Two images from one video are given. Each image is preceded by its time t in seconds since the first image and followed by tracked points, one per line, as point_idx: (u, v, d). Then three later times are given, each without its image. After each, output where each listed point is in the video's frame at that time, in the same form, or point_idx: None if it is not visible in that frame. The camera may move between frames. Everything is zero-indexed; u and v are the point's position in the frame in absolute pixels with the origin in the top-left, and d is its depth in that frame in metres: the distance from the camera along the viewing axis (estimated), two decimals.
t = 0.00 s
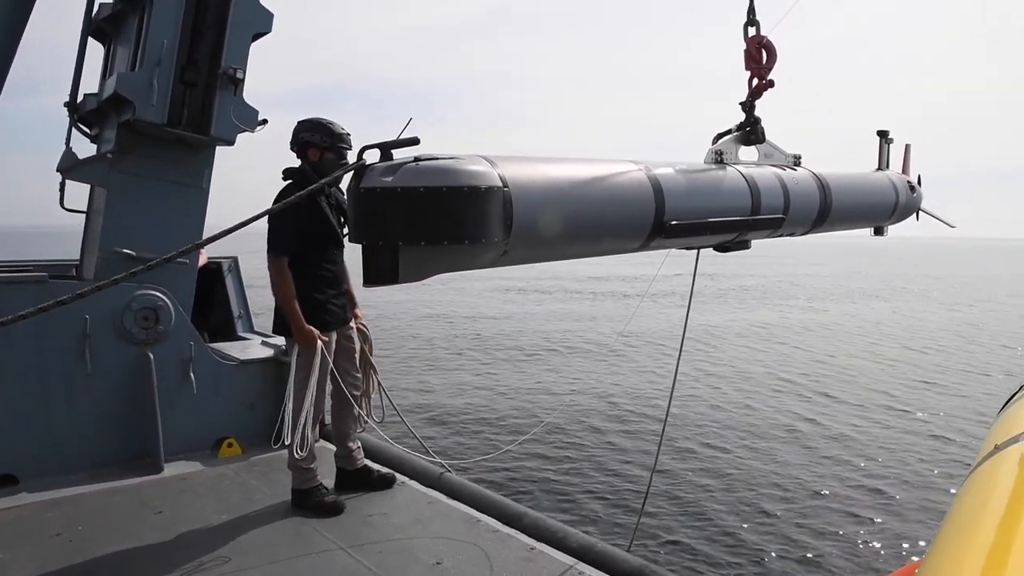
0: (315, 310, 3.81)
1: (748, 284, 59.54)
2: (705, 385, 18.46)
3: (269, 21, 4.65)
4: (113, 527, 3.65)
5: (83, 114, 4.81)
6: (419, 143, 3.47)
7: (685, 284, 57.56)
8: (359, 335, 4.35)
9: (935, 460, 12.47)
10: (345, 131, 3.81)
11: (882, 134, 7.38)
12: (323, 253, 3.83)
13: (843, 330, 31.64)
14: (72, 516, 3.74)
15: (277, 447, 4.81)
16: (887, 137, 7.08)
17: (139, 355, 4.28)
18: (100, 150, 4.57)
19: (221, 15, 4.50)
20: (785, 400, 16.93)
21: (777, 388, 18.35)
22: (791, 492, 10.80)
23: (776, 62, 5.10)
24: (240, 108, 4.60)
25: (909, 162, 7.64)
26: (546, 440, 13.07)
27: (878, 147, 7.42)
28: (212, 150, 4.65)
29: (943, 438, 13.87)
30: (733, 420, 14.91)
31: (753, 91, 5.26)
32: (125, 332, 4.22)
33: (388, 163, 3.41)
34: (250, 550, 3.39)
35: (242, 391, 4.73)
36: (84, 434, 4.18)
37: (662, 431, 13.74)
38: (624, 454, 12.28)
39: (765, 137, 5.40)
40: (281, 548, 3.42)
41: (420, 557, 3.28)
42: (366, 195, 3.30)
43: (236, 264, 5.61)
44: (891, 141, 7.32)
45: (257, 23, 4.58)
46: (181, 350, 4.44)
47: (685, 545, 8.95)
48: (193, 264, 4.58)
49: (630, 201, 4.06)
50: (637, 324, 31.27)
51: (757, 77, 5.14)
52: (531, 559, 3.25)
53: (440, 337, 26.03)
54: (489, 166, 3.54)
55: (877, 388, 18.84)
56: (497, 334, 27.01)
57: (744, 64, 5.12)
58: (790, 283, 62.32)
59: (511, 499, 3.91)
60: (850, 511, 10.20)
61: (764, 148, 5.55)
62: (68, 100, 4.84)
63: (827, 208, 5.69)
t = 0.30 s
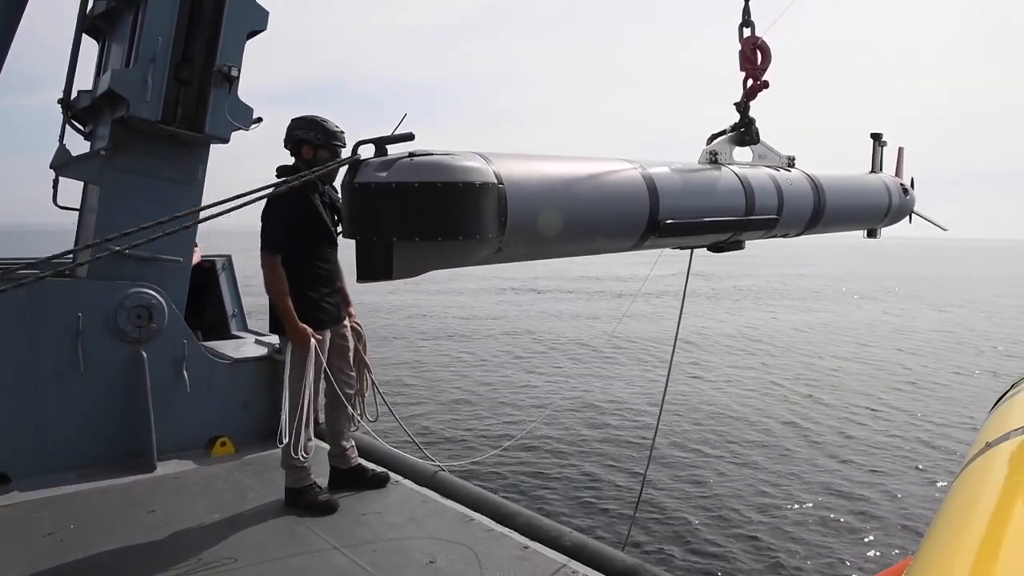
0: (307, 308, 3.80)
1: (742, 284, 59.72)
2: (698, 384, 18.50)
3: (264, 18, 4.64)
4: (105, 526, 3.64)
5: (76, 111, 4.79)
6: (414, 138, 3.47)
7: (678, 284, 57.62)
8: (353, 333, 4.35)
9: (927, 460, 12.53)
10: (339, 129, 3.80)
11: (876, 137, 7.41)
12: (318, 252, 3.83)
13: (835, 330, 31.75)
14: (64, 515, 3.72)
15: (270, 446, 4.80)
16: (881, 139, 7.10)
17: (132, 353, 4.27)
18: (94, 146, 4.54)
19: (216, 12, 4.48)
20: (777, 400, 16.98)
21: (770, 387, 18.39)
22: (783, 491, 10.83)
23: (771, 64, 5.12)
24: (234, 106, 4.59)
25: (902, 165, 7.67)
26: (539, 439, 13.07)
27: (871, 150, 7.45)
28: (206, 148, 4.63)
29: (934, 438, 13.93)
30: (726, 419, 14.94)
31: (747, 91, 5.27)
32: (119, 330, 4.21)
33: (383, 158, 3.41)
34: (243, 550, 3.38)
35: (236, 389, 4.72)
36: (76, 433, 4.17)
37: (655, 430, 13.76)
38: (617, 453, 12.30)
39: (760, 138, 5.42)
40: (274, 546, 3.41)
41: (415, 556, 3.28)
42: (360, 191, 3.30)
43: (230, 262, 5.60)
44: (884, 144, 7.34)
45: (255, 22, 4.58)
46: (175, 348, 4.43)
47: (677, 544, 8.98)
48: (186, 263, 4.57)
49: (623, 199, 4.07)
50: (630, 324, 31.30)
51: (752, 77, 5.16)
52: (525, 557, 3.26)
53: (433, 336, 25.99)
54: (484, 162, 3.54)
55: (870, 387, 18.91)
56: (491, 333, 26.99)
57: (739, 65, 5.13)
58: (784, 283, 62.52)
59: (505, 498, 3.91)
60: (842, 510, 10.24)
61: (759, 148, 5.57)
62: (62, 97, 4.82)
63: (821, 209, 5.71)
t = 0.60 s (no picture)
0: (303, 312, 3.80)
1: (735, 292, 59.83)
2: (692, 391, 18.52)
3: (263, 24, 4.66)
4: (97, 529, 3.62)
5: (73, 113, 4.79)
6: (411, 140, 3.49)
7: (672, 291, 57.67)
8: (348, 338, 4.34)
9: (919, 468, 12.56)
10: (336, 133, 3.81)
11: (870, 149, 7.46)
12: (312, 256, 3.83)
13: (829, 338, 31.84)
14: (56, 517, 3.71)
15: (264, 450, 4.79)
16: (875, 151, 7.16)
17: (126, 357, 4.25)
18: (90, 148, 4.53)
19: (214, 16, 4.49)
20: (770, 407, 17.00)
21: (763, 395, 18.41)
22: (776, 498, 10.85)
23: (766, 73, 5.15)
24: (232, 110, 4.59)
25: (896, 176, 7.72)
26: (533, 445, 13.06)
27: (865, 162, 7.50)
28: (203, 150, 4.63)
29: (927, 447, 13.96)
30: (719, 426, 14.95)
31: (743, 101, 5.30)
32: (113, 332, 4.19)
33: (380, 159, 3.42)
34: (236, 555, 3.37)
35: (231, 393, 4.72)
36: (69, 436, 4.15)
37: (648, 437, 13.76)
38: (611, 459, 12.29)
39: (755, 147, 5.45)
40: (268, 551, 3.41)
41: (408, 562, 3.28)
42: (357, 191, 3.31)
43: (225, 265, 5.62)
44: (878, 155, 7.39)
45: (253, 27, 4.59)
46: (169, 351, 4.42)
47: (671, 551, 8.98)
48: (181, 266, 4.56)
49: (619, 205, 4.08)
50: (624, 330, 31.31)
51: (748, 87, 5.19)
52: (519, 563, 3.25)
53: (427, 341, 25.95)
54: (481, 165, 3.55)
55: (862, 396, 18.97)
56: (484, 338, 26.96)
57: (735, 74, 5.16)
58: (777, 291, 62.69)
59: (499, 504, 3.91)
60: (836, 518, 10.26)
61: (754, 158, 5.60)
62: (59, 99, 4.82)
63: (815, 218, 5.74)
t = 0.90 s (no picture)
0: (299, 312, 3.81)
1: (731, 290, 59.89)
2: (687, 390, 18.55)
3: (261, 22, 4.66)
4: (93, 527, 3.62)
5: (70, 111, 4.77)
6: (408, 135, 3.50)
7: (668, 290, 57.70)
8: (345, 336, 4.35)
9: (914, 467, 12.60)
10: (332, 131, 3.82)
11: (865, 151, 7.48)
12: (309, 255, 3.83)
13: (824, 337, 31.90)
14: (53, 516, 3.70)
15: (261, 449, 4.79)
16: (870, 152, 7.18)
17: (123, 355, 4.25)
18: (88, 147, 4.52)
19: (212, 15, 4.49)
20: (766, 406, 17.04)
21: (758, 393, 18.45)
22: (771, 496, 10.87)
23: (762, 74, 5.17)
24: (230, 108, 4.59)
25: (890, 178, 7.75)
26: (529, 444, 13.06)
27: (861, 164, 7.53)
28: (201, 149, 4.62)
29: (922, 445, 14.01)
30: (714, 424, 14.97)
31: (738, 101, 5.32)
32: (110, 331, 4.19)
33: (377, 154, 3.43)
34: (233, 553, 3.36)
35: (228, 391, 4.72)
36: (65, 434, 4.14)
37: (644, 435, 13.77)
38: (607, 457, 12.30)
39: (751, 147, 5.46)
40: (265, 549, 3.40)
41: (405, 560, 3.28)
42: (353, 185, 3.31)
43: (222, 262, 5.56)
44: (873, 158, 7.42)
45: (251, 25, 4.59)
46: (166, 349, 4.42)
47: (667, 548, 8.99)
48: (178, 264, 4.55)
49: (615, 203, 4.10)
50: (620, 328, 31.32)
51: (744, 88, 5.21)
52: (516, 561, 3.26)
53: (422, 340, 25.92)
54: (477, 161, 3.56)
55: (857, 394, 19.02)
56: (480, 337, 26.94)
57: (731, 75, 5.18)
58: (772, 290, 62.79)
59: (495, 502, 3.91)
60: (830, 516, 10.29)
61: (750, 158, 5.61)
62: (56, 97, 4.81)
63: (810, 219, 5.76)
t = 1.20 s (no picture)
0: (299, 313, 3.80)
1: (729, 291, 59.87)
2: (686, 390, 18.53)
3: (261, 23, 4.66)
4: (93, 527, 3.61)
5: (71, 111, 4.78)
6: (409, 134, 3.50)
7: (667, 290, 57.68)
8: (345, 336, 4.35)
9: (913, 467, 12.59)
10: (332, 131, 3.82)
11: (863, 154, 7.50)
12: (309, 256, 3.83)
13: (823, 337, 31.89)
14: (53, 516, 3.70)
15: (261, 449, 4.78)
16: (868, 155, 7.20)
17: (123, 355, 4.25)
18: (88, 147, 4.51)
19: (212, 15, 4.49)
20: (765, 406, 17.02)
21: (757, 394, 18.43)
22: (771, 497, 10.86)
23: (761, 76, 5.17)
24: (231, 109, 4.59)
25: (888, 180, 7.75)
26: (528, 444, 13.05)
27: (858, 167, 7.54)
28: (201, 150, 4.62)
29: (920, 446, 14.01)
30: (713, 425, 14.96)
31: (737, 103, 5.33)
32: (109, 331, 4.18)
33: (378, 152, 3.43)
34: (232, 552, 3.36)
35: (227, 392, 4.71)
36: (63, 435, 4.13)
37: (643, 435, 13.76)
38: (606, 458, 12.29)
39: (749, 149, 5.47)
40: (263, 549, 3.40)
41: (405, 560, 3.27)
42: (354, 184, 3.31)
43: (222, 262, 5.59)
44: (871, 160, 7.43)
45: (251, 26, 4.59)
46: (165, 349, 4.41)
47: (668, 549, 8.99)
48: (177, 264, 4.55)
49: (615, 203, 4.10)
50: (619, 329, 31.30)
51: (743, 89, 5.21)
52: (515, 561, 3.25)
53: (421, 340, 25.89)
54: (478, 160, 3.57)
55: (856, 395, 19.02)
56: (479, 337, 26.91)
57: (730, 77, 5.19)
58: (771, 290, 62.80)
59: (495, 502, 3.91)
60: (831, 517, 10.27)
61: (749, 160, 5.62)
62: (56, 97, 4.81)
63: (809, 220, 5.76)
